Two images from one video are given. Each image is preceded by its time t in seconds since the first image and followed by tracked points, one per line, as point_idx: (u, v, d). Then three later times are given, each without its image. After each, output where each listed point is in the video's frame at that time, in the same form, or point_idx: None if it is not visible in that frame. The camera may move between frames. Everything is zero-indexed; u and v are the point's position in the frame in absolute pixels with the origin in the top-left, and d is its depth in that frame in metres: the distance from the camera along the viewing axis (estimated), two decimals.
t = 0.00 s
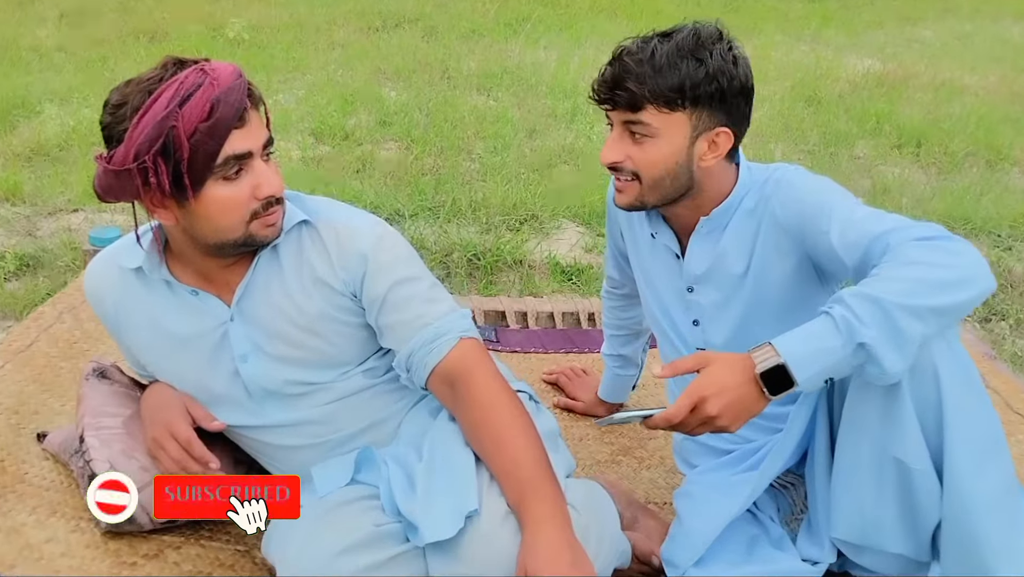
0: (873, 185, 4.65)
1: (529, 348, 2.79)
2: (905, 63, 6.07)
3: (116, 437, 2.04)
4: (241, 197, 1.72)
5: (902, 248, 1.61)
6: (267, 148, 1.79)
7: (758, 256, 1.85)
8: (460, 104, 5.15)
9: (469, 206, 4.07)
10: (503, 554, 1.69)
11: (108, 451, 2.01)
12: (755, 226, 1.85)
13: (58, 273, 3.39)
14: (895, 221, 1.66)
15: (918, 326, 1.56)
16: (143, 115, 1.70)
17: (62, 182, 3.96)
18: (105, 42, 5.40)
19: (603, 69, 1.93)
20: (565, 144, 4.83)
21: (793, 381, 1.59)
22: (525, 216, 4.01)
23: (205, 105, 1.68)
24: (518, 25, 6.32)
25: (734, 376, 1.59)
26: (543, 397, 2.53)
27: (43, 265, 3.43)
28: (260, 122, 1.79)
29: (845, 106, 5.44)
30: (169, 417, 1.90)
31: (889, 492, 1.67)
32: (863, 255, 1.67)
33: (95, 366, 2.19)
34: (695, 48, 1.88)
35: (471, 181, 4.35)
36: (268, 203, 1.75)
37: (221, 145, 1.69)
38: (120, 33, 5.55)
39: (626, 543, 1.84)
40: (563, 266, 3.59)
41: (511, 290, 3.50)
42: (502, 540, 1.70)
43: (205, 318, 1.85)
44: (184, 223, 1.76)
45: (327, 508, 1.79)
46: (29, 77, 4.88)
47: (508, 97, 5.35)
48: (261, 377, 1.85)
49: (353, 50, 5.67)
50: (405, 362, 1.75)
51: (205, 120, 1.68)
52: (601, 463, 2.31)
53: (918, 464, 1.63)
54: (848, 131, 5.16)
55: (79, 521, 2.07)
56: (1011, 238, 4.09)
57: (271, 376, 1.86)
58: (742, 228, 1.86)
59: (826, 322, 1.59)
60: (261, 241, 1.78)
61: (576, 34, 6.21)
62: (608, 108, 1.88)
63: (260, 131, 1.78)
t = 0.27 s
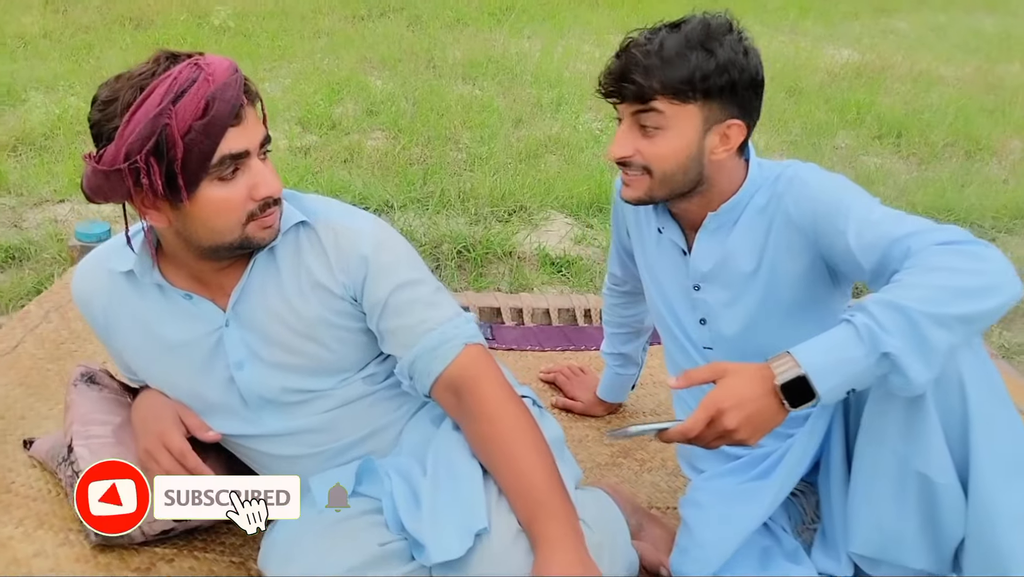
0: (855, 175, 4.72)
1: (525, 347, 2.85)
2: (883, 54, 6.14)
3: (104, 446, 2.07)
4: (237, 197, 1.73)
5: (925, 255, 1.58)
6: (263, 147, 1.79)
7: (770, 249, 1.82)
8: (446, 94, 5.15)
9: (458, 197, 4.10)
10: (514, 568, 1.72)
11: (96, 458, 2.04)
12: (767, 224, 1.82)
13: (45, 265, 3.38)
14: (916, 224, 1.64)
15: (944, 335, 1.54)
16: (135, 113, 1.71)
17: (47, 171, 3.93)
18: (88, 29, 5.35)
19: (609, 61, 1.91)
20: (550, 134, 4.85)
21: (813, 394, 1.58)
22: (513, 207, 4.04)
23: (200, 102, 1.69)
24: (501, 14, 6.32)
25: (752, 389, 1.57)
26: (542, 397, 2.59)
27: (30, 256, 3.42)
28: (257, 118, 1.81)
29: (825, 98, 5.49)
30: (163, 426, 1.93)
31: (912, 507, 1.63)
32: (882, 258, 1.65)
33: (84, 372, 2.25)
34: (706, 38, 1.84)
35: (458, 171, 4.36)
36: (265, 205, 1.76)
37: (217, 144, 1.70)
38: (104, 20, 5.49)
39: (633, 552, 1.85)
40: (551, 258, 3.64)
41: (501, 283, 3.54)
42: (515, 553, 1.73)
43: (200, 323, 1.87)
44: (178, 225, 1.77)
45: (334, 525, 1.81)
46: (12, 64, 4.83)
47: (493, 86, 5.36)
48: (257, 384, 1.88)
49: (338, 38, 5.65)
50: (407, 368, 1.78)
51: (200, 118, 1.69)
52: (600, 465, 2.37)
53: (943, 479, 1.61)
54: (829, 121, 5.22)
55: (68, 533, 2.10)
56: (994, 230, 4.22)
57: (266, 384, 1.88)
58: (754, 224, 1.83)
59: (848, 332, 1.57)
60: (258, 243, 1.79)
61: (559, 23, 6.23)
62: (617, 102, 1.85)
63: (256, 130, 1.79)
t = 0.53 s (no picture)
0: (845, 169, 4.73)
1: (522, 348, 2.84)
2: (870, 46, 6.15)
3: (95, 455, 2.05)
4: (235, 201, 1.73)
5: (943, 261, 1.66)
6: (261, 148, 1.79)
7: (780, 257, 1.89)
8: (434, 86, 5.12)
9: (449, 192, 4.08)
10: None
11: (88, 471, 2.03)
12: (775, 224, 1.90)
13: (33, 263, 3.34)
14: (930, 229, 1.71)
15: (964, 346, 1.62)
16: (129, 113, 1.70)
17: (35, 166, 3.88)
18: (73, 22, 5.28)
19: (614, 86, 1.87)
20: (540, 127, 4.84)
21: (830, 408, 1.64)
22: (505, 202, 4.03)
23: (197, 102, 1.68)
24: (488, 6, 6.27)
25: (765, 403, 1.63)
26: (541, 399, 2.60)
27: (18, 255, 3.38)
28: (253, 119, 1.80)
29: (815, 90, 5.49)
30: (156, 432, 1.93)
31: (929, 518, 1.72)
32: (897, 262, 1.72)
33: (74, 378, 2.22)
34: (719, 52, 1.86)
35: (449, 166, 4.34)
36: (262, 208, 1.75)
37: (213, 145, 1.69)
38: (88, 13, 5.42)
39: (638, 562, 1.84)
40: (544, 254, 3.63)
41: (493, 279, 3.52)
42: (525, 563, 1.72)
43: (195, 330, 1.87)
44: (172, 228, 1.76)
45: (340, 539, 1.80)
46: None
47: (482, 79, 5.33)
48: (254, 393, 1.88)
49: (326, 31, 5.60)
50: (410, 377, 1.79)
51: (196, 119, 1.68)
52: (600, 470, 2.38)
53: (963, 494, 1.69)
54: (818, 114, 5.23)
55: (58, 545, 2.10)
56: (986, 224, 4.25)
57: (263, 392, 1.88)
58: (760, 231, 1.90)
59: (868, 343, 1.64)
60: (255, 247, 1.78)
61: (547, 16, 6.20)
62: (633, 131, 1.81)
63: (254, 130, 1.78)
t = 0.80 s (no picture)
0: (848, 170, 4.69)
1: (525, 352, 2.79)
2: (872, 46, 6.12)
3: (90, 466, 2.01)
4: (234, 207, 1.68)
5: (963, 267, 1.62)
6: (261, 153, 1.74)
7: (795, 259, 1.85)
8: (433, 86, 5.07)
9: (448, 193, 4.03)
10: None
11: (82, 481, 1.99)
12: (788, 232, 1.86)
13: (27, 266, 3.29)
14: (949, 235, 1.67)
15: (984, 354, 1.58)
16: (126, 118, 1.65)
17: (29, 167, 3.83)
18: (69, 21, 5.23)
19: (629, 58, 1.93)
20: (540, 128, 4.79)
21: (845, 414, 1.60)
22: (505, 204, 3.98)
23: (195, 107, 1.64)
24: (487, 5, 6.21)
25: (779, 412, 1.59)
26: (543, 405, 2.55)
27: (12, 256, 3.34)
28: (254, 124, 1.75)
29: (817, 90, 5.45)
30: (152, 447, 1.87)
31: (943, 532, 1.67)
32: (914, 267, 1.68)
33: (68, 387, 2.18)
34: (731, 37, 1.87)
35: (449, 167, 4.30)
36: (261, 214, 1.71)
37: (212, 151, 1.65)
38: (84, 12, 5.37)
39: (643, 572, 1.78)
40: (545, 256, 3.59)
41: (494, 281, 3.49)
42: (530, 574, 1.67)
43: (193, 340, 1.82)
44: (169, 236, 1.72)
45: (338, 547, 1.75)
46: None
47: (481, 79, 5.28)
48: (253, 403, 1.84)
49: (323, 30, 5.55)
50: (412, 387, 1.75)
51: (194, 124, 1.64)
52: (603, 478, 2.33)
53: (979, 505, 1.64)
54: (820, 115, 5.18)
55: (52, 556, 2.06)
56: (989, 226, 4.21)
57: (262, 402, 1.84)
58: (774, 233, 1.87)
59: (885, 351, 1.60)
60: (253, 255, 1.74)
61: (546, 15, 6.15)
62: (634, 101, 1.87)
63: (253, 135, 1.73)
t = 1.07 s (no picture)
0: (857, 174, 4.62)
1: (527, 360, 2.73)
2: (881, 49, 6.05)
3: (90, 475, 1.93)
4: (236, 216, 1.63)
5: (976, 262, 1.60)
6: (263, 161, 1.68)
7: (814, 260, 1.83)
8: (436, 91, 5.01)
9: (450, 199, 3.97)
10: None
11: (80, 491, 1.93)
12: (813, 226, 1.84)
13: (23, 273, 3.24)
14: (966, 233, 1.65)
15: (999, 345, 1.54)
16: (126, 126, 1.59)
17: (26, 172, 3.77)
18: (69, 25, 5.18)
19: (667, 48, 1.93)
20: (544, 133, 4.73)
21: (862, 411, 1.56)
22: (508, 209, 3.92)
23: (197, 115, 1.58)
24: (491, 9, 6.14)
25: (795, 410, 1.55)
26: (546, 413, 2.48)
27: (8, 263, 3.28)
28: (256, 131, 1.69)
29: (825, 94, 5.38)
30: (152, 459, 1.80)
31: (955, 535, 1.62)
32: (928, 262, 1.66)
33: (66, 395, 2.08)
34: (769, 25, 1.87)
35: (451, 173, 4.23)
36: (264, 223, 1.65)
37: (215, 160, 1.59)
38: (83, 16, 5.32)
39: None
40: (548, 262, 3.52)
41: (496, 288, 3.43)
42: None
43: (191, 348, 1.75)
44: (170, 245, 1.66)
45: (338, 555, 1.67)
46: None
47: (484, 84, 5.23)
48: (254, 411, 1.77)
49: (325, 34, 5.50)
50: (414, 394, 1.69)
51: (196, 133, 1.58)
52: (607, 486, 2.25)
53: (991, 505, 1.59)
54: (828, 119, 5.11)
55: (50, 564, 1.99)
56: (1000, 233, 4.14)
57: (262, 411, 1.78)
58: (799, 229, 1.85)
59: (899, 345, 1.57)
60: (255, 264, 1.68)
61: (550, 19, 6.09)
62: (672, 87, 1.87)
63: (256, 143, 1.68)
